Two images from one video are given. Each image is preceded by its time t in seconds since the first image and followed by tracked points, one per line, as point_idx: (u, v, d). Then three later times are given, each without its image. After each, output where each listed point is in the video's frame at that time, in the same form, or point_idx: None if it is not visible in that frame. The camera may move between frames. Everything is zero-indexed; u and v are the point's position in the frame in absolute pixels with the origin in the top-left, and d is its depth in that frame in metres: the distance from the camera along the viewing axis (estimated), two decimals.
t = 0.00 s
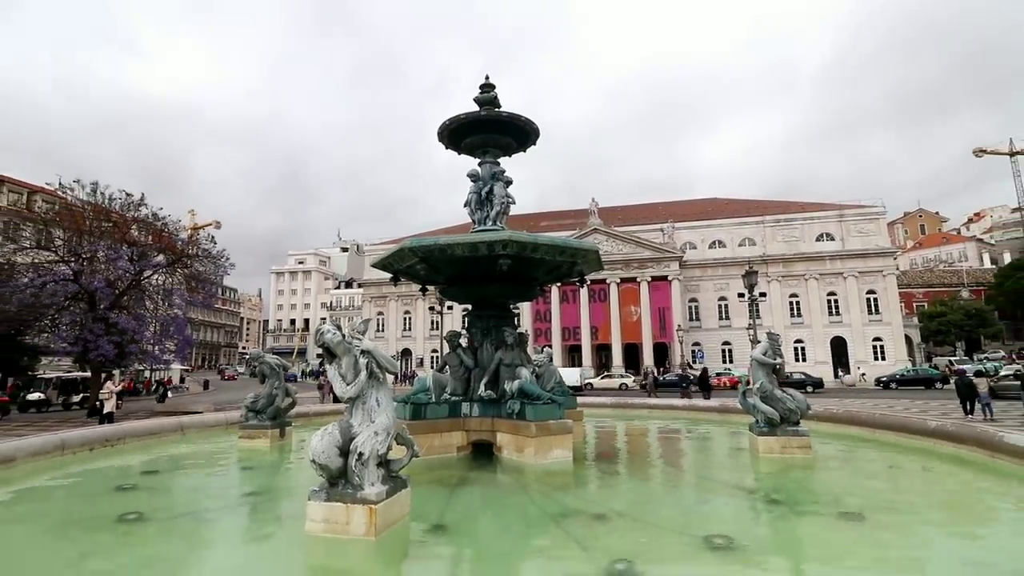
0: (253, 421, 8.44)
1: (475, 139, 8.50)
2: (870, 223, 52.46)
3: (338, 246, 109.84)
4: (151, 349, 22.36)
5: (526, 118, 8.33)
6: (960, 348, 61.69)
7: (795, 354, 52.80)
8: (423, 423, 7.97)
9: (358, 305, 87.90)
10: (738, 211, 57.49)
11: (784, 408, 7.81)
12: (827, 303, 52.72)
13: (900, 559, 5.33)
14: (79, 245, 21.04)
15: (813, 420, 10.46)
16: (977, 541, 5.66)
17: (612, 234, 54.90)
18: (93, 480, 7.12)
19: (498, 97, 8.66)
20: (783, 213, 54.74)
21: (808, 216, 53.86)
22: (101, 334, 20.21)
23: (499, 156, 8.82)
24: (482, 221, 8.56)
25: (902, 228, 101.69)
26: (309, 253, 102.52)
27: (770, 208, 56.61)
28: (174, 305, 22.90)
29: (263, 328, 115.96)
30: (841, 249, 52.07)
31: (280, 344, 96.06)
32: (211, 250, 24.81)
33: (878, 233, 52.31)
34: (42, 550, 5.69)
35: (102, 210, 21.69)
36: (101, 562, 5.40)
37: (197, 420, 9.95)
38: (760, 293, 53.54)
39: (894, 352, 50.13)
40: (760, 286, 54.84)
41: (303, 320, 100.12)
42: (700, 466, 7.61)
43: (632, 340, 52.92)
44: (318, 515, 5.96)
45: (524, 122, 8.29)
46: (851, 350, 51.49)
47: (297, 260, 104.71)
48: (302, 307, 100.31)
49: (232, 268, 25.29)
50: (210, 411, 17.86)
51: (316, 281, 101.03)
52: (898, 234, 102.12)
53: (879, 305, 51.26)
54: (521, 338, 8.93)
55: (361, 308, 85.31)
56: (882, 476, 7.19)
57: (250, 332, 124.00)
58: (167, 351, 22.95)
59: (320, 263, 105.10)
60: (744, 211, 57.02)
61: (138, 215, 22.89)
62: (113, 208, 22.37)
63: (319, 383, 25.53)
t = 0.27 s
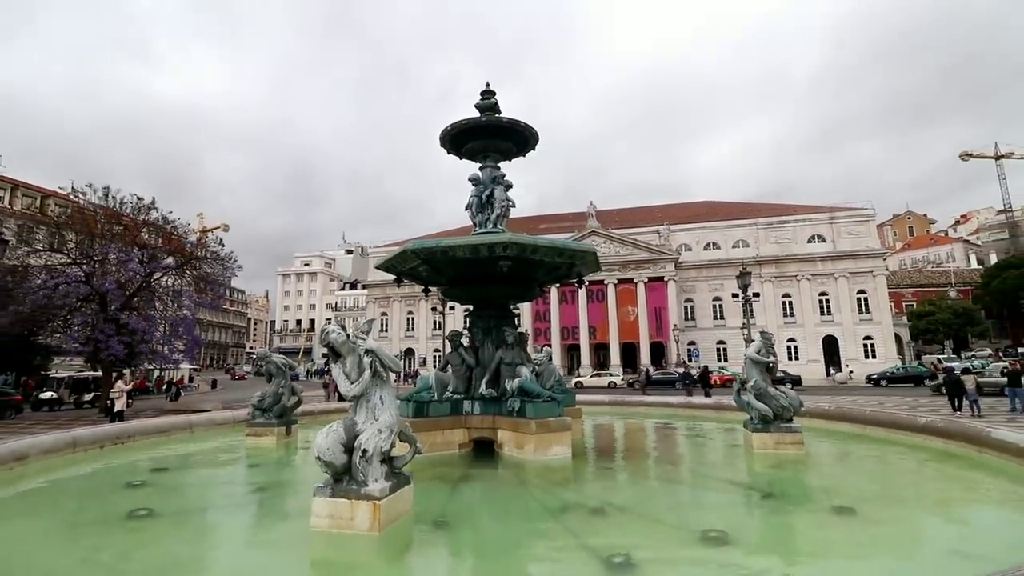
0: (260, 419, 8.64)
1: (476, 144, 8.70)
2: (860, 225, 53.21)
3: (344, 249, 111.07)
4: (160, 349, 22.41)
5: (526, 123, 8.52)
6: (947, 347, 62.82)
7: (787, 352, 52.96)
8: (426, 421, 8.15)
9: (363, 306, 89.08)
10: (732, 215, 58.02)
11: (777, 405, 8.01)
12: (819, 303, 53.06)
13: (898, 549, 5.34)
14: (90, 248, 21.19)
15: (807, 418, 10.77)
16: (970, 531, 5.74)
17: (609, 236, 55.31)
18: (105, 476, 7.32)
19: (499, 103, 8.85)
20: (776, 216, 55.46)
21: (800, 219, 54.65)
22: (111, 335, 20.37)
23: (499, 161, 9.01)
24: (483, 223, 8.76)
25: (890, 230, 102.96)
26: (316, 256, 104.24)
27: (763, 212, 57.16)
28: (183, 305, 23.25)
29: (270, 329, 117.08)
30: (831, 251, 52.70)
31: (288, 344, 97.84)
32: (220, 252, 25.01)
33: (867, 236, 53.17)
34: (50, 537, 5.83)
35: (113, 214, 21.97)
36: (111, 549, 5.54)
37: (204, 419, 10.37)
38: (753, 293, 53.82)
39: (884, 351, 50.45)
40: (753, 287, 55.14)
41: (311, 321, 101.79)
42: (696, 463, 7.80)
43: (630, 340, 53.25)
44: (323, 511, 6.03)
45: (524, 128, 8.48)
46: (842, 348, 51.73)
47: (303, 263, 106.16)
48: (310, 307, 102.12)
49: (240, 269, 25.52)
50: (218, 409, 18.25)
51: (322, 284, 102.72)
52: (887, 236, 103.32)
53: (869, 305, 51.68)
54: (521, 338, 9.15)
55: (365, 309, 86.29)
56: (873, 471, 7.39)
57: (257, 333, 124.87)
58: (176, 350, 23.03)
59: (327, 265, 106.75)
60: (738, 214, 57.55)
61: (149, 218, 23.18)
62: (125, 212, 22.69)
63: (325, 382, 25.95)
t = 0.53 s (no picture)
0: (271, 414, 9.01)
1: (477, 149, 8.98)
2: (847, 228, 53.31)
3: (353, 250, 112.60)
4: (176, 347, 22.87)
5: (525, 130, 8.80)
6: (932, 344, 63.46)
7: (778, 349, 53.29)
8: (430, 415, 8.46)
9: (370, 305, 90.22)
10: (723, 217, 58.26)
11: (768, 401, 8.32)
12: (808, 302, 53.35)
13: (886, 529, 5.48)
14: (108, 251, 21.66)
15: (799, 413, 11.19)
16: (957, 511, 5.86)
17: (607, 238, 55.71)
18: (125, 467, 7.68)
19: (500, 110, 9.12)
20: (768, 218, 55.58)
21: (789, 220, 54.77)
22: (129, 333, 20.83)
23: (500, 166, 9.29)
24: (484, 226, 9.05)
25: (877, 232, 103.47)
26: (325, 257, 105.57)
27: (756, 215, 57.49)
28: (198, 305, 23.72)
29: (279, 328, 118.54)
30: (819, 252, 52.90)
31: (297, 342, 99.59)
32: (233, 253, 25.47)
33: (855, 237, 53.21)
34: (72, 515, 6.13)
35: (130, 217, 22.35)
36: (132, 529, 5.84)
37: (218, 414, 10.84)
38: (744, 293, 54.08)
39: (871, 349, 50.75)
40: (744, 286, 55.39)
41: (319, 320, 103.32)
42: (689, 455, 8.10)
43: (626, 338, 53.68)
44: (331, 502, 6.29)
45: (524, 134, 8.76)
46: (831, 346, 52.00)
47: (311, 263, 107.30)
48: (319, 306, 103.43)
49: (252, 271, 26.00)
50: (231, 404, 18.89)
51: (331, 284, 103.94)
52: (874, 237, 103.90)
53: (857, 304, 51.95)
54: (521, 335, 9.48)
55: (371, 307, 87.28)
56: (860, 463, 7.68)
57: (269, 331, 126.44)
58: (191, 348, 23.51)
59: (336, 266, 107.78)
60: (729, 217, 57.78)
61: (165, 222, 23.49)
62: (142, 215, 23.03)
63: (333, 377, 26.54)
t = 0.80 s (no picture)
0: (278, 413, 9.17)
1: (479, 152, 9.10)
2: (845, 227, 53.31)
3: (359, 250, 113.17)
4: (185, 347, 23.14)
5: (527, 132, 8.92)
6: (929, 343, 63.52)
7: (776, 348, 53.31)
8: (434, 413, 8.60)
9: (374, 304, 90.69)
10: (723, 217, 58.44)
11: (767, 399, 8.44)
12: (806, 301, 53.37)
13: (883, 526, 5.55)
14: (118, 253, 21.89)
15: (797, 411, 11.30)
16: (953, 507, 5.94)
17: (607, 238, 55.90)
18: (136, 465, 7.86)
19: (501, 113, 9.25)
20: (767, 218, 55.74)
21: (787, 220, 54.89)
22: (139, 333, 21.06)
23: (502, 168, 9.41)
24: (486, 227, 9.19)
25: (874, 232, 103.43)
26: (330, 258, 106.06)
27: (755, 215, 57.64)
28: (206, 305, 23.96)
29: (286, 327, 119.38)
30: (818, 252, 52.95)
31: (303, 342, 100.30)
32: (240, 255, 25.70)
33: (853, 237, 53.19)
34: (85, 510, 6.27)
35: (140, 220, 22.57)
36: (142, 526, 5.94)
37: (225, 412, 10.99)
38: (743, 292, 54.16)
39: (868, 347, 50.71)
40: (743, 286, 55.42)
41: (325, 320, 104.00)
42: (690, 453, 8.21)
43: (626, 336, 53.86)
44: (337, 499, 6.42)
45: (525, 137, 8.88)
46: (829, 345, 51.99)
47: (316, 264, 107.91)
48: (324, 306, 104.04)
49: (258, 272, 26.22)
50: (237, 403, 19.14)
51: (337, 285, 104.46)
52: (871, 237, 103.93)
53: (855, 302, 51.93)
54: (523, 335, 9.62)
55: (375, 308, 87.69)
56: (858, 460, 7.77)
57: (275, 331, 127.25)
58: (200, 347, 23.80)
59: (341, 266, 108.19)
60: (728, 217, 57.95)
61: (174, 224, 23.71)
62: (151, 218, 23.23)
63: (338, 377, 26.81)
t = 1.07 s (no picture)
0: (278, 412, 9.17)
1: (481, 153, 9.11)
2: (846, 230, 53.38)
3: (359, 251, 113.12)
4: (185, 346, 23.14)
5: (529, 133, 8.93)
6: (929, 346, 63.50)
7: (777, 351, 53.29)
8: (434, 413, 8.59)
9: (375, 305, 90.60)
10: (724, 219, 58.54)
11: (767, 401, 8.45)
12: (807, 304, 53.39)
13: (882, 528, 5.55)
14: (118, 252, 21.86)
15: (797, 413, 11.32)
16: (953, 510, 5.94)
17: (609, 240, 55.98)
18: (136, 464, 7.84)
19: (503, 114, 9.26)
20: (768, 220, 55.85)
21: (788, 223, 55.00)
22: (140, 332, 21.06)
23: (503, 169, 9.42)
24: (488, 228, 9.20)
25: (875, 234, 103.52)
26: (331, 258, 105.97)
27: (756, 217, 57.73)
28: (206, 305, 23.96)
29: (286, 327, 119.30)
30: (819, 254, 53.00)
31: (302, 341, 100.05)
32: (241, 254, 25.70)
33: (854, 240, 53.27)
34: (84, 509, 6.26)
35: (142, 218, 22.55)
36: (142, 525, 5.93)
37: (225, 411, 10.98)
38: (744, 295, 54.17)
39: (869, 350, 50.72)
40: (744, 288, 55.44)
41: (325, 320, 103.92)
42: (690, 455, 8.21)
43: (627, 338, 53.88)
44: (337, 499, 6.41)
45: (527, 138, 8.89)
46: (829, 347, 51.97)
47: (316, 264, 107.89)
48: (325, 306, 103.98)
49: (260, 271, 26.21)
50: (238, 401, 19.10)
51: (337, 285, 104.42)
52: (872, 239, 103.99)
53: (855, 305, 51.94)
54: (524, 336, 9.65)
55: (376, 308, 87.63)
56: (858, 462, 7.79)
57: (275, 331, 127.11)
58: (200, 346, 23.78)
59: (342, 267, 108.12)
60: (729, 219, 58.03)
61: (176, 223, 23.68)
62: (153, 217, 23.21)
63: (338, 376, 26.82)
